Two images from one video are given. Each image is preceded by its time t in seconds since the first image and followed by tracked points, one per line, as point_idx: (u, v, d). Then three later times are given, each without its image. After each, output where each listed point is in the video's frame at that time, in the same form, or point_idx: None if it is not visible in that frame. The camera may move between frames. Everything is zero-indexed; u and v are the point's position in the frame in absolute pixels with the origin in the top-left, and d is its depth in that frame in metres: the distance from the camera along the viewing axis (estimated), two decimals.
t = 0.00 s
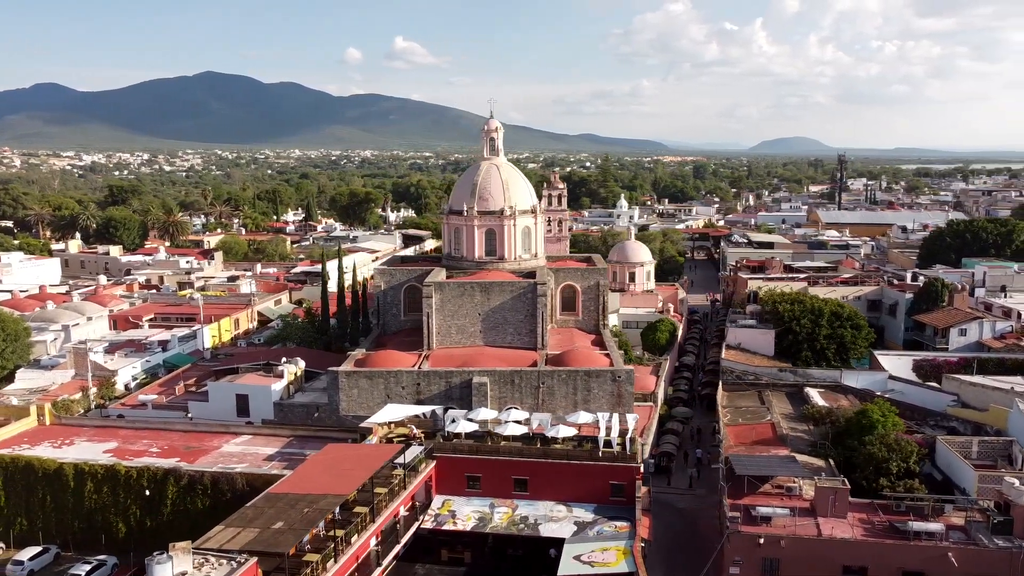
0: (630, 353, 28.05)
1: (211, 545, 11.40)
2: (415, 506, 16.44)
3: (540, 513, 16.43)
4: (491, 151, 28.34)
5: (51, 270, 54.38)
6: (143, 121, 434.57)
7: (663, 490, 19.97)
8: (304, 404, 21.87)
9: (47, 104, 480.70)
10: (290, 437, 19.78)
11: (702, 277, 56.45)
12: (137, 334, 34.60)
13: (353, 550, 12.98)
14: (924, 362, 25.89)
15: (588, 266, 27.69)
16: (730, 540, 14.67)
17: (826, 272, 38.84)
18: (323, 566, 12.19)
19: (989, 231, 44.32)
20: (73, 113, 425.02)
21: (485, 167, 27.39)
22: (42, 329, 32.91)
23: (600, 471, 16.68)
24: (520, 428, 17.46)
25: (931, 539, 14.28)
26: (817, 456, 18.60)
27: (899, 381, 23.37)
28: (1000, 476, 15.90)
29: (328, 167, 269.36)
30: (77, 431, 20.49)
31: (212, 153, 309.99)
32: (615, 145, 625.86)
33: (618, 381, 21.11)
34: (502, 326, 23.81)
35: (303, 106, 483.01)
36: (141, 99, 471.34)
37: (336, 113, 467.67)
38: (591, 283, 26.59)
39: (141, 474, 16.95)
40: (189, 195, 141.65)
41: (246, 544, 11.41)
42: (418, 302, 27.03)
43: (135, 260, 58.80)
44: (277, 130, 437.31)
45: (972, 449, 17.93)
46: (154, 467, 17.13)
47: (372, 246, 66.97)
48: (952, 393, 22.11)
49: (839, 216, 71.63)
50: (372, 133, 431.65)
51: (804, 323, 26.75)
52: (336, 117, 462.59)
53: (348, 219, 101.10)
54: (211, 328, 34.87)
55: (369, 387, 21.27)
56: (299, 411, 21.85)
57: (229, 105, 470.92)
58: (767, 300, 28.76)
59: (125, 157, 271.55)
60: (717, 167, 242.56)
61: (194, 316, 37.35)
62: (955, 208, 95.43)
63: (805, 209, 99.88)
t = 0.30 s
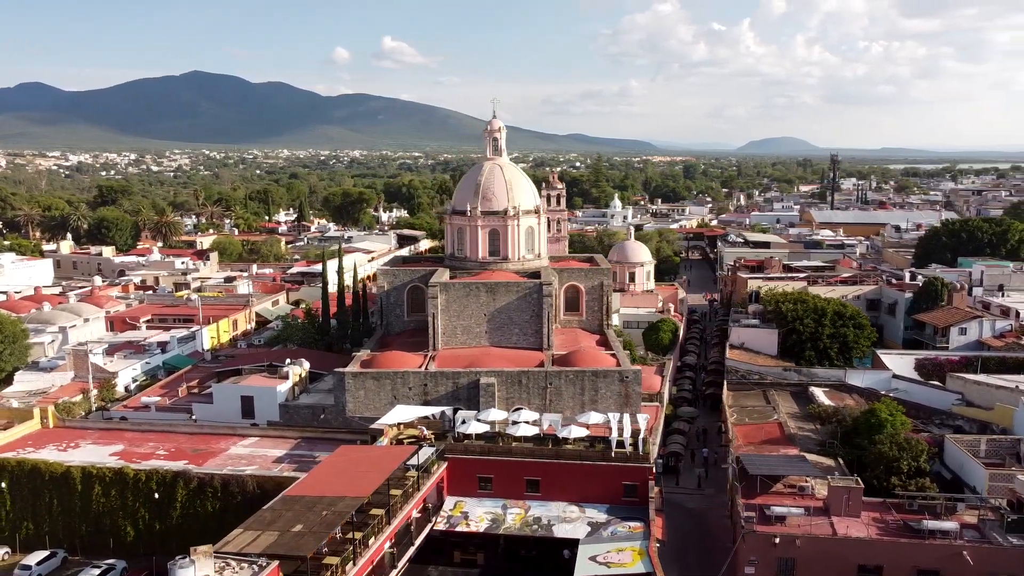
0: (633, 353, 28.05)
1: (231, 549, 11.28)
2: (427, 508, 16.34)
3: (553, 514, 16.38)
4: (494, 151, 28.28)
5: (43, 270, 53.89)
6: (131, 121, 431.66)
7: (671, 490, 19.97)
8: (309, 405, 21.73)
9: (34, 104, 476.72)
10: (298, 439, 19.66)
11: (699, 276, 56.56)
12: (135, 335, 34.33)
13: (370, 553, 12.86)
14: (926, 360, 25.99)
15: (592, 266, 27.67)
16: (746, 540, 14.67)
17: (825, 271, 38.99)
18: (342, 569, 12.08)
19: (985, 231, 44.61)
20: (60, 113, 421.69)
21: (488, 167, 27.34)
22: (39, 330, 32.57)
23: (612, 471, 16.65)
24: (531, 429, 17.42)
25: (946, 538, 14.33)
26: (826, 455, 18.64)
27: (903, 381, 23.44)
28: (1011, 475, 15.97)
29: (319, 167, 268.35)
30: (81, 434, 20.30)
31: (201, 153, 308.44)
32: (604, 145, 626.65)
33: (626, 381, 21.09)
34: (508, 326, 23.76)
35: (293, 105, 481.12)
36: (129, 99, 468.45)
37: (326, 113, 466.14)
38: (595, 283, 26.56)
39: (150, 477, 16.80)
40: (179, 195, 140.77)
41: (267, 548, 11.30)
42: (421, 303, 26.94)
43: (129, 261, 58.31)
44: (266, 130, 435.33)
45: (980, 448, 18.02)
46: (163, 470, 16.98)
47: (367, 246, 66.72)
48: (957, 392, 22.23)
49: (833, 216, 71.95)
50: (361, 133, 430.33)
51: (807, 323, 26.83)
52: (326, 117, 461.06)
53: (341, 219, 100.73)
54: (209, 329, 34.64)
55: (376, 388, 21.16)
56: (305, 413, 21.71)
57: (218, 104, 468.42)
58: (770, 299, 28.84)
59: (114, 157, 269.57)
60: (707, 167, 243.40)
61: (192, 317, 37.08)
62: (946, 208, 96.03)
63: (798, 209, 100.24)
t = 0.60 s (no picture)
0: (636, 353, 28.06)
1: (252, 553, 11.18)
2: (440, 510, 16.24)
3: (567, 515, 16.34)
4: (497, 151, 28.22)
5: (36, 272, 53.43)
6: (118, 121, 428.64)
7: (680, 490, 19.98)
8: (316, 407, 21.60)
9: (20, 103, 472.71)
10: (306, 441, 19.57)
11: (695, 276, 56.69)
12: (133, 337, 34.09)
13: (389, 556, 12.74)
14: (928, 359, 26.10)
15: (596, 266, 27.65)
16: (762, 540, 14.69)
17: (823, 271, 39.14)
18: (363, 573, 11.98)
19: (980, 230, 44.86)
20: (47, 112, 418.40)
21: (491, 167, 27.27)
22: (36, 332, 32.27)
23: (625, 472, 16.62)
24: (543, 430, 17.39)
25: (960, 537, 14.37)
26: (836, 455, 18.68)
27: (907, 380, 23.52)
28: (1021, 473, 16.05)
29: (309, 167, 267.32)
30: (86, 436, 20.11)
31: (190, 153, 306.72)
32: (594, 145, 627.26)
33: (633, 381, 21.07)
34: (513, 327, 23.70)
35: (283, 105, 479.20)
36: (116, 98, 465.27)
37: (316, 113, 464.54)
38: (599, 283, 26.54)
39: (159, 480, 16.65)
40: (168, 195, 139.86)
41: (289, 551, 11.21)
42: (424, 303, 26.84)
43: (122, 262, 57.87)
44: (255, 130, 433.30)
45: (988, 447, 18.10)
46: (172, 473, 16.84)
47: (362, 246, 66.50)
48: (962, 391, 22.36)
49: (826, 215, 72.26)
50: (351, 133, 429.08)
51: (810, 323, 26.88)
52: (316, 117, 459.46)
53: (333, 220, 100.39)
54: (208, 330, 34.43)
55: (383, 389, 21.06)
56: (311, 415, 21.57)
57: (207, 104, 465.94)
58: (772, 299, 28.90)
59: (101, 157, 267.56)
60: (698, 167, 244.04)
61: (190, 318, 36.83)
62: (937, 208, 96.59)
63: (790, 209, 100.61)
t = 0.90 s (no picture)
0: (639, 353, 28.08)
1: (272, 557, 11.09)
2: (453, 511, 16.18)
3: (580, 516, 16.30)
4: (500, 151, 28.17)
5: (28, 273, 52.92)
6: (106, 121, 425.46)
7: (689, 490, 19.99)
8: (322, 408, 21.47)
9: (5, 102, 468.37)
10: (315, 442, 19.46)
11: (692, 276, 56.81)
12: (131, 338, 33.81)
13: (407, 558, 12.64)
14: (931, 359, 26.22)
15: (599, 266, 27.61)
16: (777, 540, 14.72)
17: (822, 271, 39.33)
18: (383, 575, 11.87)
19: (976, 230, 45.18)
20: (33, 112, 414.73)
21: (494, 167, 27.19)
22: (33, 334, 31.94)
23: (639, 472, 16.59)
24: (555, 430, 17.37)
25: (975, 535, 14.42)
26: (845, 454, 18.75)
27: (911, 378, 23.63)
28: None
29: (299, 167, 266.07)
30: (90, 439, 19.90)
31: (179, 153, 305.05)
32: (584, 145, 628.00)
33: (641, 381, 21.07)
34: (520, 327, 23.65)
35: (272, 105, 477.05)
36: (104, 98, 462.22)
37: (306, 113, 462.77)
38: (603, 283, 26.52)
39: (168, 483, 16.49)
40: (158, 195, 138.98)
41: (311, 555, 11.12)
42: (428, 303, 26.73)
43: (116, 263, 57.41)
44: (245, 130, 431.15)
45: (996, 445, 18.19)
46: (181, 476, 16.68)
47: (357, 246, 66.25)
48: (967, 389, 22.47)
49: (820, 215, 72.58)
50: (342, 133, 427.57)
51: (813, 323, 26.95)
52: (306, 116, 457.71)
53: (327, 220, 99.99)
54: (208, 331, 34.20)
55: (390, 391, 20.97)
56: (318, 416, 21.45)
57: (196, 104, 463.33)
58: (775, 299, 28.97)
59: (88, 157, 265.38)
60: (688, 167, 244.54)
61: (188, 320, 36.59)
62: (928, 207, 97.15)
63: (783, 208, 100.93)
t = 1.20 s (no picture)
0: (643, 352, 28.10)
1: (296, 560, 10.98)
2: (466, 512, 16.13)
3: (594, 517, 16.26)
4: (504, 151, 28.09)
5: (21, 273, 52.43)
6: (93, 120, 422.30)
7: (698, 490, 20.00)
8: (329, 410, 21.36)
9: None
10: (324, 444, 19.35)
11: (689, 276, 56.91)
12: (130, 340, 33.54)
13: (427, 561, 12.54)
14: (933, 357, 26.36)
15: (603, 266, 27.60)
16: (793, 539, 14.74)
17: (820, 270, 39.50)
18: None
19: (971, 229, 45.48)
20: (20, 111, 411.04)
21: (498, 167, 27.12)
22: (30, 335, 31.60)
23: (652, 473, 16.55)
24: (567, 431, 17.35)
25: (989, 533, 14.46)
26: (854, 453, 18.81)
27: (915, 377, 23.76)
28: None
29: (290, 167, 264.89)
30: (96, 441, 19.71)
31: (165, 152, 302.44)
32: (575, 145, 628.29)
33: (649, 381, 21.06)
34: (526, 328, 23.60)
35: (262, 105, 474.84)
36: (92, 97, 458.95)
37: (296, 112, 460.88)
38: (607, 283, 26.50)
39: (179, 485, 16.35)
40: (147, 195, 138.09)
41: (334, 558, 11.02)
42: (432, 304, 26.64)
43: (110, 264, 56.92)
44: (234, 129, 428.94)
45: (1004, 443, 18.25)
46: (192, 478, 16.54)
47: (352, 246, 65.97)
48: (971, 388, 22.61)
49: (814, 215, 72.84)
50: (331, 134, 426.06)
51: (816, 322, 27.03)
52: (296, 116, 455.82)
53: (320, 220, 99.57)
54: (207, 332, 33.97)
55: (397, 392, 20.89)
56: (324, 418, 21.33)
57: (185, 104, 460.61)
58: (777, 298, 29.04)
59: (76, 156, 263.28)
60: (679, 167, 244.95)
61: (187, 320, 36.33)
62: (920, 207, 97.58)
63: (776, 208, 101.18)
